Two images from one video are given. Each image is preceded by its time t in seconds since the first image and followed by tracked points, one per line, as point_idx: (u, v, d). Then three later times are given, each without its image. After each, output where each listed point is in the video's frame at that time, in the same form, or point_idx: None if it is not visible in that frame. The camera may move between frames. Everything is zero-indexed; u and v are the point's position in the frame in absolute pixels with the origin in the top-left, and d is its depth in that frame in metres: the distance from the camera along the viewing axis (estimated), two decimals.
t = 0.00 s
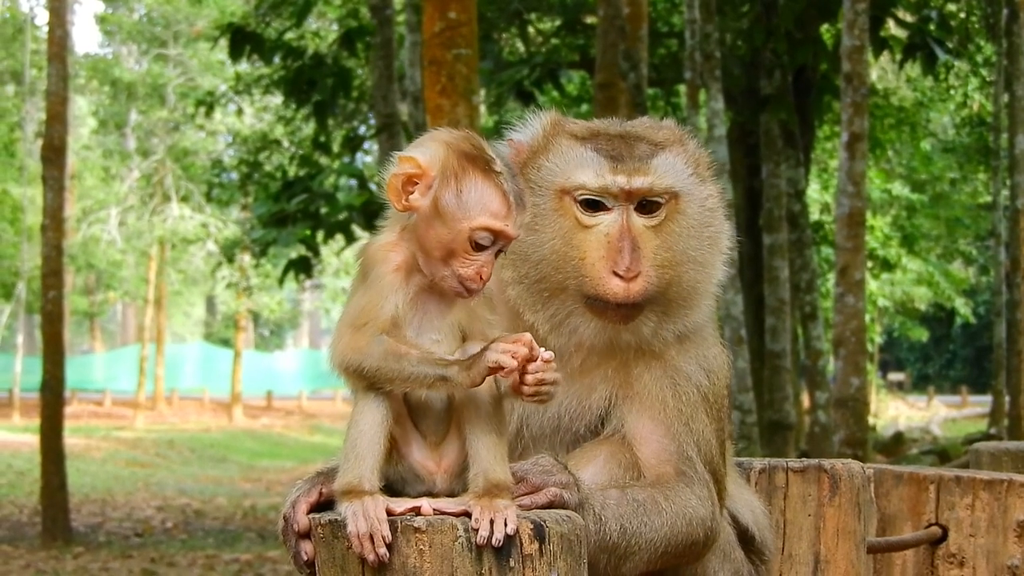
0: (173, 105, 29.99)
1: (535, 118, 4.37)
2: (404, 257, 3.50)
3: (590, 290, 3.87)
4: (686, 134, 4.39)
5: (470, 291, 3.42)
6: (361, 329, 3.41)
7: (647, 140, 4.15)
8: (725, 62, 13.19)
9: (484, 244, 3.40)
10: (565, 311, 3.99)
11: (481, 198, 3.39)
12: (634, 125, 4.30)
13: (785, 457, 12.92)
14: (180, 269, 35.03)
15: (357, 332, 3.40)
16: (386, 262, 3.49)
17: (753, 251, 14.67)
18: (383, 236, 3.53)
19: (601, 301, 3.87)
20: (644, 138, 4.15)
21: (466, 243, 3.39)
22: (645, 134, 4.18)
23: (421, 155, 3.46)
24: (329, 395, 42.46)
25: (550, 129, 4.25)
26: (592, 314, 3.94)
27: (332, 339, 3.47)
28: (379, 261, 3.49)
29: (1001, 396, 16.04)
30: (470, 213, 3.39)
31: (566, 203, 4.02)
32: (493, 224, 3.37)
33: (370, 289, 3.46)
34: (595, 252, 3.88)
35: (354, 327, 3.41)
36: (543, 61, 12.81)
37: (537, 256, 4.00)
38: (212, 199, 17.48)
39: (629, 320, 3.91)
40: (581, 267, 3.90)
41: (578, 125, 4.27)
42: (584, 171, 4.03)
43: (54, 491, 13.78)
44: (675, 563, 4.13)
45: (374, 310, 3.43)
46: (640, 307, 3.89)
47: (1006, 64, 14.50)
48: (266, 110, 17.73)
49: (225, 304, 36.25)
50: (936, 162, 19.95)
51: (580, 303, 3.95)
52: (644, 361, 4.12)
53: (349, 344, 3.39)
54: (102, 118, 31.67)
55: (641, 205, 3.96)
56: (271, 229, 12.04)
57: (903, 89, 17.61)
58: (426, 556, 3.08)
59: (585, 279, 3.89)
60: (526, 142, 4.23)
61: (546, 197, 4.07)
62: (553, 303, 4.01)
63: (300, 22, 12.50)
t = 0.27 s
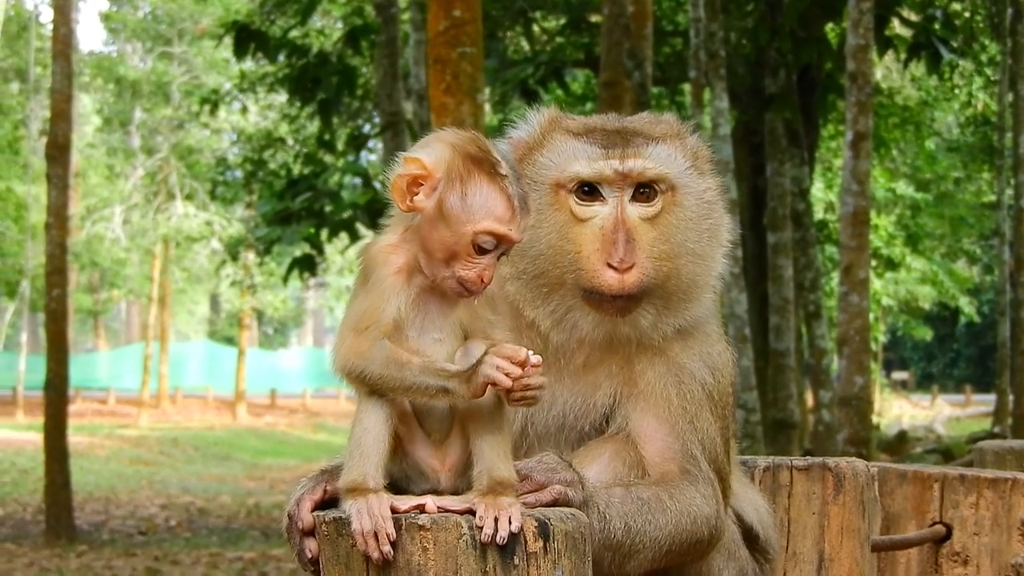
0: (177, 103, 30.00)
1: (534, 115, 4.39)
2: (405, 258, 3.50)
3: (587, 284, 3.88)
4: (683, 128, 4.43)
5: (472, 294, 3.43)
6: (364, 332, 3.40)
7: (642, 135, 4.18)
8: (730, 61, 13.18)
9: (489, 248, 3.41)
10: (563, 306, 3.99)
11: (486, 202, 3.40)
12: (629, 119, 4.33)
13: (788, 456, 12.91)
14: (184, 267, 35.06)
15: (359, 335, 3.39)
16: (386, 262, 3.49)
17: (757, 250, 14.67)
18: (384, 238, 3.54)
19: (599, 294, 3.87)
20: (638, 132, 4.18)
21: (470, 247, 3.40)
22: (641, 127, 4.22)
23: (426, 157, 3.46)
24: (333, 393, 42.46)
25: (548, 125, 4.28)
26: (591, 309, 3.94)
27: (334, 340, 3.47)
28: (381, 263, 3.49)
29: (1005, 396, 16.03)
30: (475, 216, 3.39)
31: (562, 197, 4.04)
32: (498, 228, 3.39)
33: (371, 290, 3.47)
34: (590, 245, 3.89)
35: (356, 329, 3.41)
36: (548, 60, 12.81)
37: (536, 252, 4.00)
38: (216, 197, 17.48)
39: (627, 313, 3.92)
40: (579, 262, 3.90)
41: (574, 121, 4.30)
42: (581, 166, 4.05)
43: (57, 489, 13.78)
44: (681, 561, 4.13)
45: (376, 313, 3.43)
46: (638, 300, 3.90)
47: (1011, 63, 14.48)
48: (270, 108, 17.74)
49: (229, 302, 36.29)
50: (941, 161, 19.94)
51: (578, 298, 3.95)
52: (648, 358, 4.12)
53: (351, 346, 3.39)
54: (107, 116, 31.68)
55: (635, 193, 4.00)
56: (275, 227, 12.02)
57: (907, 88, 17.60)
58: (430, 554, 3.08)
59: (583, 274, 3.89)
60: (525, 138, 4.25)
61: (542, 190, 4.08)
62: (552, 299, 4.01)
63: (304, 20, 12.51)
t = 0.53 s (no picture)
0: (180, 101, 30.00)
1: (534, 115, 4.40)
2: (407, 259, 3.52)
3: (587, 282, 3.88)
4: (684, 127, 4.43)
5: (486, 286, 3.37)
6: (358, 326, 3.47)
7: (642, 131, 4.18)
8: (733, 58, 13.18)
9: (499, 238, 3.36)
10: (564, 304, 3.99)
11: (492, 192, 3.36)
12: (630, 117, 4.33)
13: (791, 454, 12.91)
14: (187, 264, 35.07)
15: (355, 330, 3.45)
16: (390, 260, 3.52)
17: (760, 248, 14.67)
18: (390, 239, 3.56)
19: (599, 292, 3.88)
20: (637, 129, 4.18)
21: (483, 238, 3.36)
22: (640, 125, 4.21)
23: (429, 156, 3.46)
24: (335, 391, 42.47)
25: (547, 124, 4.29)
26: (592, 306, 3.94)
27: (336, 339, 3.51)
28: (382, 261, 3.53)
29: (1008, 393, 16.03)
30: (482, 208, 3.36)
31: (562, 195, 4.03)
32: (508, 216, 3.33)
33: (376, 289, 3.51)
34: (590, 243, 3.89)
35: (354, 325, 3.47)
36: (551, 57, 12.81)
37: (537, 249, 4.00)
38: (219, 195, 17.50)
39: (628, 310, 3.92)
40: (579, 259, 3.91)
41: (574, 119, 4.31)
42: (579, 163, 4.05)
43: (61, 486, 13.79)
44: (684, 558, 4.13)
45: (375, 310, 3.48)
46: (640, 297, 3.91)
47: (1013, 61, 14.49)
48: (273, 105, 17.75)
49: (231, 300, 36.31)
50: (944, 159, 19.93)
51: (579, 296, 3.96)
52: (650, 355, 4.12)
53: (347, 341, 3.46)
54: (110, 113, 31.69)
55: (635, 192, 4.00)
56: (278, 224, 12.02)
57: (910, 86, 17.59)
58: (435, 551, 3.09)
59: (585, 272, 3.89)
60: (525, 136, 4.26)
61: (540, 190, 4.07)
62: (553, 297, 4.01)
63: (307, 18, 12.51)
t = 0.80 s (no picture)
0: (182, 96, 29.99)
1: (535, 113, 4.40)
2: (417, 260, 3.53)
3: (591, 279, 3.89)
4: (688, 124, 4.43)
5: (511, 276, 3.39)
6: (360, 324, 3.48)
7: (644, 128, 4.18)
8: (735, 55, 13.18)
9: (518, 222, 3.40)
10: (567, 301, 4.00)
11: (504, 179, 3.40)
12: (632, 114, 4.33)
13: (793, 451, 12.91)
14: (189, 260, 35.07)
15: (359, 328, 3.46)
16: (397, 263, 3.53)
17: (762, 245, 14.68)
18: (397, 244, 3.58)
19: (603, 289, 3.88)
20: (639, 125, 4.19)
21: (503, 229, 3.39)
22: (642, 121, 4.22)
23: (433, 161, 3.50)
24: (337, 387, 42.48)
25: (548, 122, 4.29)
26: (596, 303, 3.94)
27: (342, 339, 3.52)
28: (390, 262, 3.55)
29: (1009, 390, 16.03)
30: (495, 198, 3.39)
31: (565, 192, 4.02)
32: (522, 200, 3.38)
33: (385, 293, 3.53)
34: (593, 240, 3.89)
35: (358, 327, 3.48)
36: (553, 54, 12.84)
37: (540, 247, 4.00)
38: (221, 190, 17.50)
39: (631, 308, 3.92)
40: (583, 256, 3.91)
41: (575, 116, 4.31)
42: (581, 160, 4.04)
43: (62, 482, 13.79)
44: (688, 555, 4.13)
45: (383, 309, 3.48)
46: (643, 294, 3.91)
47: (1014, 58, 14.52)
48: (275, 101, 17.75)
49: (233, 296, 36.30)
50: (946, 156, 19.91)
51: (582, 293, 3.96)
52: (654, 352, 4.12)
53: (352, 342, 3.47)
54: (112, 109, 31.69)
55: (637, 189, 4.00)
56: (280, 220, 12.01)
57: (913, 82, 17.58)
58: (439, 547, 3.09)
59: (589, 269, 3.89)
60: (526, 137, 4.28)
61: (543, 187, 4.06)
62: (557, 294, 4.01)
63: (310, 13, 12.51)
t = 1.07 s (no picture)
0: (186, 92, 29.99)
1: (539, 112, 4.40)
2: (424, 259, 3.54)
3: (595, 279, 3.89)
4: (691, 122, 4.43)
5: (524, 275, 3.42)
6: (363, 321, 3.48)
7: (647, 128, 4.19)
8: (739, 52, 13.16)
9: (528, 221, 3.43)
10: (571, 301, 4.00)
11: (514, 180, 3.43)
12: (636, 113, 4.34)
13: (797, 447, 12.91)
14: (193, 256, 35.09)
15: (361, 324, 3.46)
16: (403, 262, 3.54)
17: (766, 241, 14.68)
18: (402, 243, 3.58)
19: (607, 287, 3.88)
20: (644, 125, 4.19)
21: (515, 228, 3.41)
22: (647, 121, 4.23)
23: (443, 162, 3.51)
24: (340, 383, 42.51)
25: (552, 121, 4.29)
26: (600, 302, 3.94)
27: (345, 337, 3.52)
28: (398, 261, 3.54)
29: (1013, 387, 16.02)
30: (507, 198, 3.42)
31: (568, 192, 4.01)
32: (533, 201, 3.42)
33: (391, 291, 3.53)
34: (597, 240, 3.89)
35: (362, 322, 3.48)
36: (558, 50, 12.84)
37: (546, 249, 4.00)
38: (225, 186, 17.51)
39: (635, 306, 3.93)
40: (587, 255, 3.91)
41: (579, 115, 4.31)
42: (586, 160, 4.03)
43: (65, 478, 13.82)
44: (693, 553, 4.14)
45: (387, 307, 3.49)
46: (646, 293, 3.92)
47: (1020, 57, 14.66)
48: (279, 97, 17.76)
49: (237, 291, 36.31)
50: (949, 152, 19.89)
51: (586, 292, 3.96)
52: (658, 350, 4.12)
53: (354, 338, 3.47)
54: (115, 105, 31.71)
55: (642, 189, 4.00)
56: (284, 216, 12.01)
57: (916, 79, 17.57)
58: (444, 546, 3.09)
59: (593, 267, 3.90)
60: (531, 135, 4.28)
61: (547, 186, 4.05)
62: (562, 292, 4.01)
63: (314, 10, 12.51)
